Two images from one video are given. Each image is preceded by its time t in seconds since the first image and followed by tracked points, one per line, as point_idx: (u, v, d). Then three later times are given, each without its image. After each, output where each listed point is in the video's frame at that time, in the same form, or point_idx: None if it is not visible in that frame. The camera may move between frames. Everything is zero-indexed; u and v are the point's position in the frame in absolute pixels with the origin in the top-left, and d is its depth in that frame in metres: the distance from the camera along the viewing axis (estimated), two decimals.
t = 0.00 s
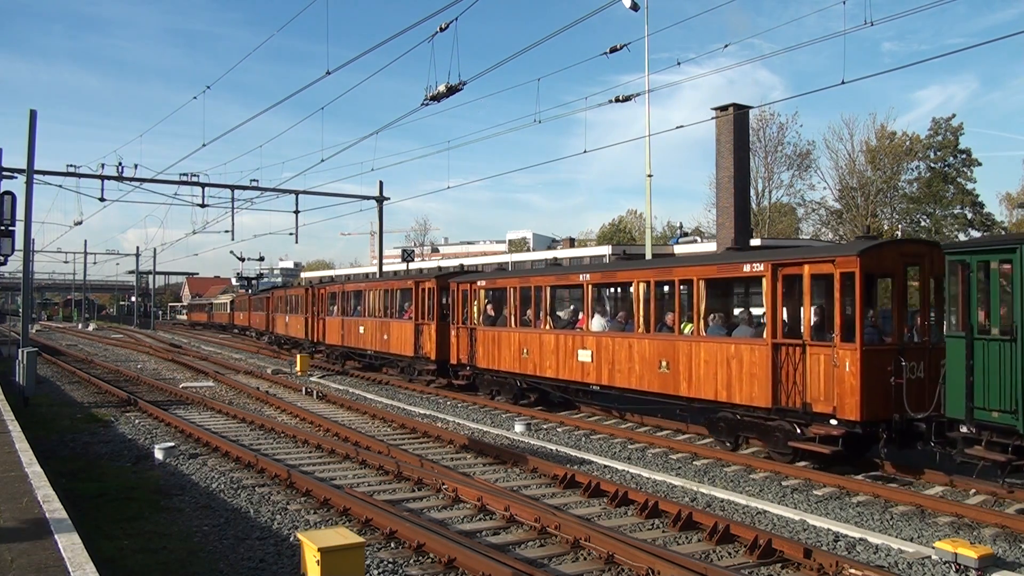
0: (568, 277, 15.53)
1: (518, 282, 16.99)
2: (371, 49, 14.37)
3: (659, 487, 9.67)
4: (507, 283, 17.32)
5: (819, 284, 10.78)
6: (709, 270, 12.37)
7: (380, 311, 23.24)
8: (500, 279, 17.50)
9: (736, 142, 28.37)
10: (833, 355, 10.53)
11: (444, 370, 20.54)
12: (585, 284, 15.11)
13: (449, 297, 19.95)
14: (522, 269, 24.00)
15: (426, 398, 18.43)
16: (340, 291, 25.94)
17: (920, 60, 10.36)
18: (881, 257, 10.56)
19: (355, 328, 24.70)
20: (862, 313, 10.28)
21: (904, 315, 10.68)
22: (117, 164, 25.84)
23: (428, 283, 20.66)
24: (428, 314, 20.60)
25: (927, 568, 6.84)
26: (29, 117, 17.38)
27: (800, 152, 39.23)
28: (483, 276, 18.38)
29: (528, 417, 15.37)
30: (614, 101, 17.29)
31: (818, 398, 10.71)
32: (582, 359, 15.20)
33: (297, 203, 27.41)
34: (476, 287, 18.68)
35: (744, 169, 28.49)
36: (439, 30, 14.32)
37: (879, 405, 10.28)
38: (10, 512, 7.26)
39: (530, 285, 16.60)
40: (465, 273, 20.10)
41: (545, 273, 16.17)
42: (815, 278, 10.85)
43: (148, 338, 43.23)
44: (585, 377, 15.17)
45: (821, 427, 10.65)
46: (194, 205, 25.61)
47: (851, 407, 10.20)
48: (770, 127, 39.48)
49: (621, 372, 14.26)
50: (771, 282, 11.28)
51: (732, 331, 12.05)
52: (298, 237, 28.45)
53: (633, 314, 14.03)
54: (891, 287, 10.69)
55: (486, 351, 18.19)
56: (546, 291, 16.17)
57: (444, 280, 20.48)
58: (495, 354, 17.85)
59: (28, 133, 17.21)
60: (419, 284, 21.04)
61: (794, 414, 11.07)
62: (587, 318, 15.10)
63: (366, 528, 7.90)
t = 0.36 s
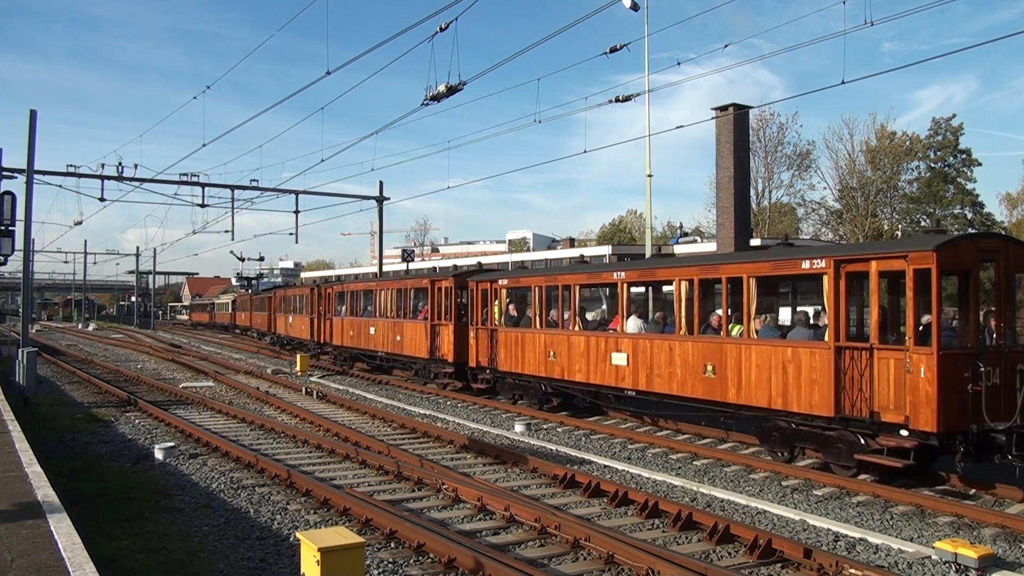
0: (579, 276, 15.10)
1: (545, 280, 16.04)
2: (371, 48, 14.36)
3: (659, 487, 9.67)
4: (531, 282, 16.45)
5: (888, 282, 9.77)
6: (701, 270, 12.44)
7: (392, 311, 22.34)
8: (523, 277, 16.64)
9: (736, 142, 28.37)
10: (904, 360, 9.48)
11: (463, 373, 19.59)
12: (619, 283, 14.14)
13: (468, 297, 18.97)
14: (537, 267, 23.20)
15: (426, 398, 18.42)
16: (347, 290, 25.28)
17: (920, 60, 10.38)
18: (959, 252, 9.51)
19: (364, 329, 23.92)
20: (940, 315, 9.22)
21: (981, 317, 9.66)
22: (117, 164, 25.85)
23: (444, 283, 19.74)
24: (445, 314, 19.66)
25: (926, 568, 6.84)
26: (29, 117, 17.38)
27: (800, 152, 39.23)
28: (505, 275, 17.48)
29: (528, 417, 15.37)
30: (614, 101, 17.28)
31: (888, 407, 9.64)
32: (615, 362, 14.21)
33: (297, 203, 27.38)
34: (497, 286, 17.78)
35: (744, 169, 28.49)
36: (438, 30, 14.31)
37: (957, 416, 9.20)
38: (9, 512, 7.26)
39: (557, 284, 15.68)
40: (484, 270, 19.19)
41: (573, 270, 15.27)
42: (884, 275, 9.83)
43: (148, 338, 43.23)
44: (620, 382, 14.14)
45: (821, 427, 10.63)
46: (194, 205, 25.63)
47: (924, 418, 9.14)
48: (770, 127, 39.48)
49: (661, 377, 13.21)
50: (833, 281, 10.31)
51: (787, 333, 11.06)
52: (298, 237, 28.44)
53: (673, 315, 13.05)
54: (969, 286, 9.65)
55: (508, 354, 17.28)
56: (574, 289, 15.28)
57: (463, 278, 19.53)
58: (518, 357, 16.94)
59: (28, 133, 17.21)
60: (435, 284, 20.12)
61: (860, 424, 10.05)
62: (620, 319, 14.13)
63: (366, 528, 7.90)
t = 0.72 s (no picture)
0: (579, 277, 15.05)
1: (575, 278, 15.18)
2: (370, 48, 14.34)
3: (659, 488, 9.67)
4: (558, 280, 15.63)
5: (967, 279, 8.90)
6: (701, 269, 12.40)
7: (407, 312, 21.57)
8: (549, 275, 15.82)
9: (736, 142, 28.36)
10: (986, 366, 8.59)
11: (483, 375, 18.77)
12: (658, 281, 13.25)
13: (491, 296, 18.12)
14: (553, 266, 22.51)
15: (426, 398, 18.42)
16: (356, 290, 24.75)
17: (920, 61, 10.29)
18: None
19: (376, 330, 23.32)
20: None
21: None
22: (117, 164, 25.87)
23: (463, 281, 18.96)
24: (464, 314, 18.87)
25: (926, 568, 6.83)
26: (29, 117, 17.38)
27: (800, 152, 39.23)
28: (530, 273, 16.64)
29: (528, 416, 15.37)
30: (614, 101, 17.27)
31: (969, 418, 8.70)
32: (654, 366, 13.28)
33: (297, 203, 27.37)
34: (522, 285, 16.95)
35: (744, 170, 28.48)
36: (438, 30, 14.29)
37: None
38: (9, 512, 7.26)
39: (588, 282, 14.83)
40: (506, 269, 18.39)
41: (606, 268, 14.42)
42: (963, 272, 8.95)
43: (148, 338, 43.22)
44: (661, 388, 13.17)
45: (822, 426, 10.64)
46: (194, 205, 25.62)
47: (1013, 429, 8.22)
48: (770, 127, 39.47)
49: (707, 383, 12.26)
50: (905, 279, 9.43)
51: (851, 336, 10.17)
52: (298, 237, 28.43)
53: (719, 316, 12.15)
54: None
55: (535, 356, 16.41)
56: (607, 288, 14.42)
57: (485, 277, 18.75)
58: (545, 360, 16.06)
59: (28, 134, 17.21)
60: (454, 283, 19.36)
61: (937, 436, 9.12)
62: (660, 319, 13.23)
63: (365, 528, 7.90)
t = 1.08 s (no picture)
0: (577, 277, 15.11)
1: (609, 276, 14.26)
2: (371, 48, 14.35)
3: (659, 488, 9.67)
4: (589, 279, 14.80)
5: None
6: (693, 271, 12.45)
7: (423, 313, 20.93)
8: (579, 273, 14.98)
9: (736, 142, 28.36)
10: None
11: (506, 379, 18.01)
12: (703, 280, 12.32)
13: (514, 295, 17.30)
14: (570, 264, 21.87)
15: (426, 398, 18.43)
16: (366, 290, 24.22)
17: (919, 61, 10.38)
18: None
19: (388, 331, 22.79)
20: None
21: None
22: (117, 164, 25.85)
23: (483, 280, 18.26)
24: (485, 314, 18.13)
25: (926, 568, 6.83)
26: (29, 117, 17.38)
27: (800, 152, 39.24)
28: (558, 271, 15.75)
29: (528, 416, 15.37)
30: (614, 101, 17.29)
31: None
32: (698, 371, 12.31)
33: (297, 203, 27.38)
34: (548, 284, 16.08)
35: (744, 169, 28.48)
36: (438, 30, 14.29)
37: None
38: (10, 512, 7.26)
39: (624, 281, 13.92)
40: (529, 267, 17.62)
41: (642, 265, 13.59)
42: None
43: (148, 338, 43.22)
44: (705, 394, 12.17)
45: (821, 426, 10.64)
46: (194, 205, 25.62)
47: None
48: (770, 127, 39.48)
49: (759, 389, 11.26)
50: (988, 276, 8.48)
51: (925, 339, 9.23)
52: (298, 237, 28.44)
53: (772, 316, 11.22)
54: None
55: (564, 359, 15.49)
56: (644, 286, 13.51)
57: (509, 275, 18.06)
58: (576, 363, 15.13)
59: (28, 134, 17.21)
60: (473, 281, 18.69)
61: None
62: (705, 320, 12.29)
63: (366, 528, 7.90)
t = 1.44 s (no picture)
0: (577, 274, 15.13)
1: (647, 274, 13.33)
2: (370, 48, 14.36)
3: (659, 488, 9.67)
4: (622, 277, 13.89)
5: None
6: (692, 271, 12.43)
7: (440, 313, 20.21)
8: (613, 271, 14.07)
9: (736, 142, 28.37)
10: None
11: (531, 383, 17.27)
12: (754, 278, 11.37)
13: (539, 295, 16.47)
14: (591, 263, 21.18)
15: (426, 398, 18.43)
16: (378, 289, 23.56)
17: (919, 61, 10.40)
18: None
19: (401, 331, 22.11)
20: None
21: None
22: (117, 164, 25.87)
23: (506, 279, 17.49)
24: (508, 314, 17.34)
25: (926, 568, 6.83)
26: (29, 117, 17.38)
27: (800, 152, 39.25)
28: (590, 269, 14.81)
29: (529, 416, 15.37)
30: (614, 101, 17.30)
31: None
32: (749, 376, 11.35)
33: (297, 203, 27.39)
34: (578, 282, 15.16)
35: (744, 169, 28.49)
36: (438, 30, 14.31)
37: None
38: (10, 512, 7.26)
39: (662, 279, 12.98)
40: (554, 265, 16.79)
41: (681, 263, 12.68)
42: None
43: (148, 338, 43.25)
44: (756, 401, 11.22)
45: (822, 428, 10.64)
46: (194, 205, 25.64)
47: None
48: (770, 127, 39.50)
49: (819, 397, 10.33)
50: None
51: (1012, 342, 8.34)
52: (298, 237, 28.48)
53: (835, 317, 10.28)
54: None
55: (595, 363, 14.57)
56: (686, 285, 12.55)
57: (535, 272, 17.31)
58: (609, 368, 14.19)
59: (28, 134, 17.21)
60: (494, 280, 17.95)
61: None
62: (756, 319, 11.33)
63: (366, 528, 7.91)
